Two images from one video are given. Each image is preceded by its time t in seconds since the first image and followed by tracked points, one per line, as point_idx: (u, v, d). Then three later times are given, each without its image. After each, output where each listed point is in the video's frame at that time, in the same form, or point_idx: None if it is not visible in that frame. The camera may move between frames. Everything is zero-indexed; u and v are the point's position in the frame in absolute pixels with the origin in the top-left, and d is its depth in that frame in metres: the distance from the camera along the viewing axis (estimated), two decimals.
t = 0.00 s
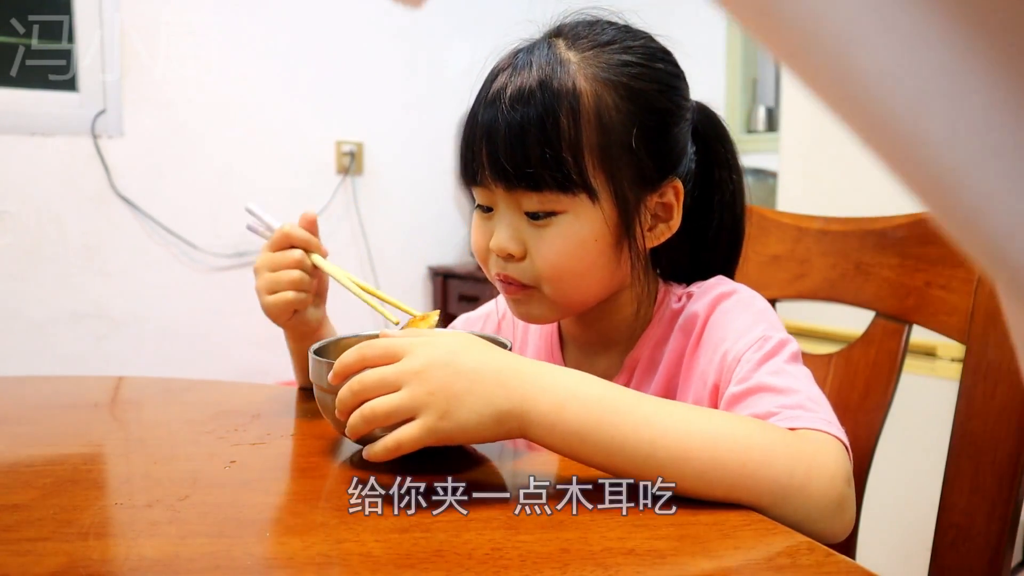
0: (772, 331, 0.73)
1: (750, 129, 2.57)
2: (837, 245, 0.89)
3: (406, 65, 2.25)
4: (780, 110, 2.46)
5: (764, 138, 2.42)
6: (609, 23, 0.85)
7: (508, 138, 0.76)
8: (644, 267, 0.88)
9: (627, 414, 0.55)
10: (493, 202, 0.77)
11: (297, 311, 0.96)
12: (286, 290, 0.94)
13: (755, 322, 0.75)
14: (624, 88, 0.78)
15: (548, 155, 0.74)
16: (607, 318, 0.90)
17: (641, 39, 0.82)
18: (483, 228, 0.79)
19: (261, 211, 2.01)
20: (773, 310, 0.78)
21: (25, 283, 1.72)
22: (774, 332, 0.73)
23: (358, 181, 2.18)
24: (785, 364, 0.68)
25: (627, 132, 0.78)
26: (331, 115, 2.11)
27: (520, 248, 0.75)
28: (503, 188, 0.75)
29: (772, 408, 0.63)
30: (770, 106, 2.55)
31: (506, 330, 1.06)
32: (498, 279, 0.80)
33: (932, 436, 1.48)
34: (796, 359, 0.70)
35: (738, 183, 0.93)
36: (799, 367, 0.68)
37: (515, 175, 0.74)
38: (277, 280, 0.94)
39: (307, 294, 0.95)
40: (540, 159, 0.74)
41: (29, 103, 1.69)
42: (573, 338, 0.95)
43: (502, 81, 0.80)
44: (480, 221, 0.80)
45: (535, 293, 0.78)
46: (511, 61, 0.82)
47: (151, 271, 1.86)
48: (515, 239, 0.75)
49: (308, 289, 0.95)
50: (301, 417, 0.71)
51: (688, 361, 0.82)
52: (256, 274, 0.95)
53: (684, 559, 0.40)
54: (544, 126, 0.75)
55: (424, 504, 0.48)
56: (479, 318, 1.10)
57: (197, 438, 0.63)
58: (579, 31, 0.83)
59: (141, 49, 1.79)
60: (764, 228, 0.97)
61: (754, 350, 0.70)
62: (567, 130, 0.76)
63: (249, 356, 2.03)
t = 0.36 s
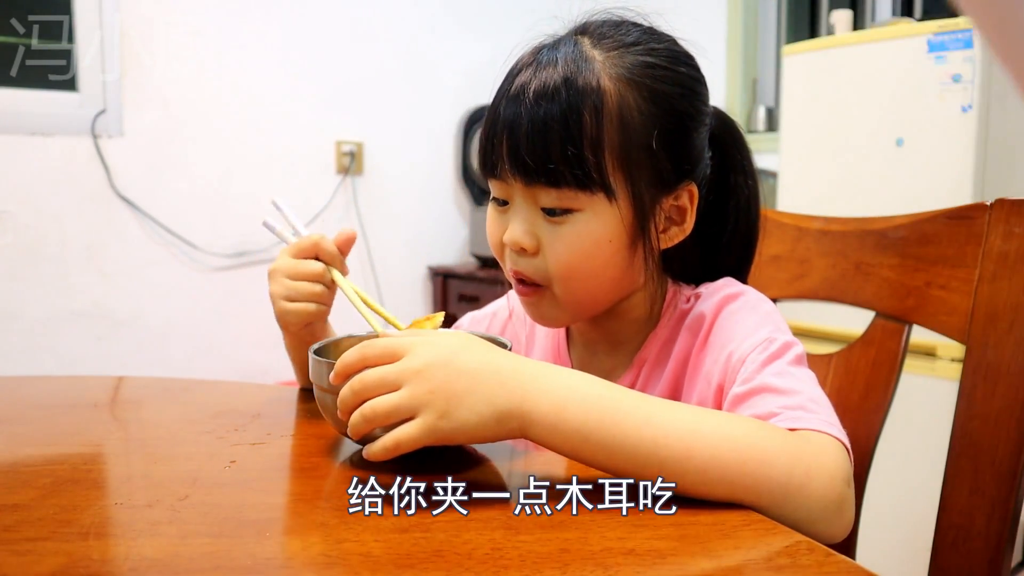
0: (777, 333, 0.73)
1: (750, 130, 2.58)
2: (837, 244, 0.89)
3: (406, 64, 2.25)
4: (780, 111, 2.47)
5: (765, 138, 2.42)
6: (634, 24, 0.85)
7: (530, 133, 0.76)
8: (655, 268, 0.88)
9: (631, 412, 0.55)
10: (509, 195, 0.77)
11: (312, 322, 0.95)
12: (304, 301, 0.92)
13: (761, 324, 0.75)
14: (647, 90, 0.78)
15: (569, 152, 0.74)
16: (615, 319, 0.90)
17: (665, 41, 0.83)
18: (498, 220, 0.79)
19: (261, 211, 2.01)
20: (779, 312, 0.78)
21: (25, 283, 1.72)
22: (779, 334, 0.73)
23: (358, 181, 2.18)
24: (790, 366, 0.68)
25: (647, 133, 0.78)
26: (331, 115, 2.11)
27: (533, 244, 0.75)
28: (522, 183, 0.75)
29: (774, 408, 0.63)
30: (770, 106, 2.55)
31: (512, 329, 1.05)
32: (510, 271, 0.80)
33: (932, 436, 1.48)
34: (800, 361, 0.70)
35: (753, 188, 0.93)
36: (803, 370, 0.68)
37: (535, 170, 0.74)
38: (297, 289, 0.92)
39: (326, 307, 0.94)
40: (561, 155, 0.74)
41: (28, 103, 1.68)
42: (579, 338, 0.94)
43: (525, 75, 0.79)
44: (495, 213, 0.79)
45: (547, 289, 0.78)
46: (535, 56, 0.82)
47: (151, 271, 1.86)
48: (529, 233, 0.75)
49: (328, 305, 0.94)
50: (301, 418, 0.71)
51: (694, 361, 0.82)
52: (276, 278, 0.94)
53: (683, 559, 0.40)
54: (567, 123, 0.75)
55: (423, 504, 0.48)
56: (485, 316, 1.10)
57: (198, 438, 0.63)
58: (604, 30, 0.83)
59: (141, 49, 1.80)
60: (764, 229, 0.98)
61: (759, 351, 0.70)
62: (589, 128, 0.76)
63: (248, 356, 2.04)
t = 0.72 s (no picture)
0: (779, 336, 0.73)
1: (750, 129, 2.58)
2: (837, 244, 0.89)
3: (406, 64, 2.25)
4: (780, 111, 2.47)
5: (764, 137, 2.42)
6: (637, 25, 0.85)
7: (534, 136, 0.76)
8: (658, 268, 0.88)
9: (631, 411, 0.55)
10: (513, 197, 0.77)
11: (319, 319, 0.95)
12: (312, 298, 0.92)
13: (764, 327, 0.75)
14: (651, 91, 0.78)
15: (573, 154, 0.74)
16: (617, 320, 0.90)
17: (668, 43, 0.83)
18: (502, 221, 0.79)
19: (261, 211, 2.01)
20: (781, 315, 0.78)
21: (24, 283, 1.72)
22: (781, 336, 0.73)
23: (358, 181, 2.18)
24: (792, 368, 0.68)
25: (651, 135, 0.78)
26: (331, 115, 2.11)
27: (537, 244, 0.75)
28: (525, 185, 0.75)
29: (777, 410, 0.63)
30: (770, 106, 2.55)
31: (514, 331, 1.05)
32: (515, 273, 0.80)
33: (931, 436, 1.48)
34: (802, 363, 0.70)
35: (756, 188, 0.93)
36: (805, 372, 0.68)
37: (539, 172, 0.74)
38: (303, 288, 0.91)
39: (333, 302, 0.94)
40: (565, 157, 0.74)
41: (29, 103, 1.68)
42: (582, 340, 0.95)
43: (529, 77, 0.79)
44: (499, 213, 0.80)
45: (551, 290, 0.79)
46: (538, 58, 0.81)
47: (151, 271, 1.86)
48: (532, 233, 0.75)
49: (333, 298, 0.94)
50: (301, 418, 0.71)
51: (697, 363, 0.82)
52: (280, 279, 0.92)
53: (683, 559, 0.40)
54: (571, 126, 0.75)
55: (422, 505, 0.48)
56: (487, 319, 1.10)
57: (197, 438, 0.63)
58: (607, 32, 0.83)
59: (141, 49, 1.79)
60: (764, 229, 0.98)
61: (761, 354, 0.70)
62: (593, 129, 0.75)
63: (248, 356, 2.04)
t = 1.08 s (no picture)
0: (779, 336, 0.73)
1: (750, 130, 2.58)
2: (837, 244, 0.89)
3: (406, 64, 2.25)
4: (780, 111, 2.47)
5: (765, 137, 2.42)
6: (635, 27, 0.85)
7: (528, 139, 0.76)
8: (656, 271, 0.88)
9: (627, 413, 0.55)
10: (509, 199, 0.77)
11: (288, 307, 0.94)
12: (275, 283, 0.91)
13: (763, 328, 0.75)
14: (646, 94, 0.78)
15: (567, 158, 0.74)
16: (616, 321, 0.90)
17: (665, 45, 0.83)
18: (498, 223, 0.79)
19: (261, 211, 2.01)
20: (781, 315, 0.78)
21: (24, 283, 1.71)
22: (781, 337, 0.73)
23: (358, 181, 2.18)
24: (791, 369, 0.68)
25: (645, 138, 0.78)
26: (331, 115, 2.11)
27: (532, 247, 0.75)
28: (520, 188, 0.75)
29: (776, 410, 0.63)
30: (770, 106, 2.55)
31: (514, 333, 1.05)
32: (511, 275, 0.80)
33: (931, 436, 1.48)
34: (802, 364, 0.70)
35: (755, 189, 0.93)
36: (805, 373, 0.68)
37: (532, 175, 0.74)
38: (265, 275, 0.91)
39: (297, 286, 0.93)
40: (559, 161, 0.74)
41: (28, 103, 1.68)
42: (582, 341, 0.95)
43: (525, 79, 0.79)
44: (496, 215, 0.80)
45: (546, 293, 0.79)
46: (535, 59, 0.81)
47: (151, 271, 1.86)
48: (527, 235, 0.75)
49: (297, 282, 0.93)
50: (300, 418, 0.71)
51: (698, 364, 0.82)
52: (245, 273, 0.93)
53: (683, 559, 0.40)
54: (566, 129, 0.75)
55: (423, 505, 0.48)
56: (487, 320, 1.10)
57: (197, 438, 0.63)
58: (604, 33, 0.83)
59: (141, 49, 1.79)
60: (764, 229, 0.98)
61: (761, 354, 0.70)
62: (587, 133, 0.76)
63: (248, 356, 2.04)
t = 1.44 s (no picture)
0: (780, 336, 0.73)
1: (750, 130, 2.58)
2: (837, 244, 0.89)
3: (406, 64, 2.25)
4: (780, 111, 2.47)
5: (765, 138, 2.42)
6: (634, 27, 0.85)
7: (528, 139, 0.76)
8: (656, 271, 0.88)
9: (627, 414, 0.55)
10: (509, 200, 0.78)
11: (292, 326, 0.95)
12: (277, 308, 0.92)
13: (764, 328, 0.74)
14: (645, 94, 0.78)
15: (566, 158, 0.74)
16: (617, 320, 0.89)
17: (664, 45, 0.83)
18: (500, 223, 0.79)
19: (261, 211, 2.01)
20: (783, 315, 0.78)
21: (24, 283, 1.71)
22: (782, 337, 0.73)
23: (358, 181, 2.18)
24: (792, 369, 0.68)
25: (645, 138, 0.78)
26: (331, 115, 2.12)
27: (533, 247, 0.75)
28: (520, 189, 0.75)
29: (777, 411, 0.63)
30: (770, 106, 2.55)
31: (516, 333, 1.05)
32: (512, 276, 0.80)
33: (931, 436, 1.48)
34: (803, 364, 0.70)
35: (756, 188, 0.93)
36: (806, 373, 0.68)
37: (532, 176, 0.74)
38: (265, 298, 0.91)
39: (297, 311, 0.94)
40: (559, 161, 0.74)
41: (28, 103, 1.67)
42: (583, 341, 0.95)
43: (524, 80, 0.79)
44: (497, 215, 0.80)
45: (547, 293, 0.79)
46: (534, 60, 0.81)
47: (151, 271, 1.86)
48: (528, 236, 0.75)
49: (297, 306, 0.93)
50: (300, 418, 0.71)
51: (699, 364, 0.82)
52: (248, 283, 0.92)
53: (683, 559, 0.40)
54: (565, 130, 0.75)
55: (424, 505, 0.48)
56: (490, 319, 1.10)
57: (197, 438, 0.63)
58: (603, 34, 0.83)
59: (141, 49, 1.79)
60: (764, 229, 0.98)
61: (762, 355, 0.70)
62: (586, 134, 0.76)
63: (248, 356, 2.04)
